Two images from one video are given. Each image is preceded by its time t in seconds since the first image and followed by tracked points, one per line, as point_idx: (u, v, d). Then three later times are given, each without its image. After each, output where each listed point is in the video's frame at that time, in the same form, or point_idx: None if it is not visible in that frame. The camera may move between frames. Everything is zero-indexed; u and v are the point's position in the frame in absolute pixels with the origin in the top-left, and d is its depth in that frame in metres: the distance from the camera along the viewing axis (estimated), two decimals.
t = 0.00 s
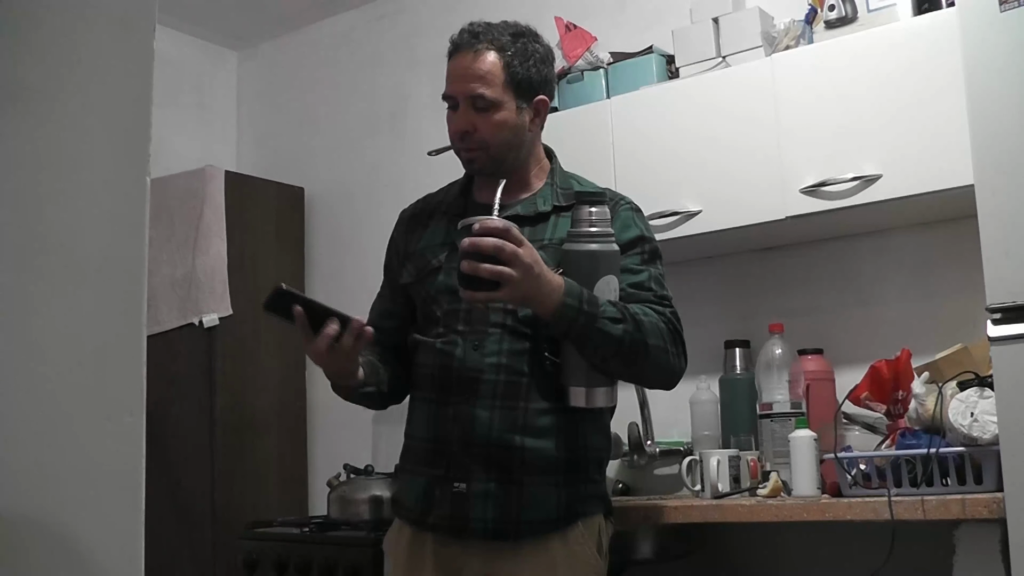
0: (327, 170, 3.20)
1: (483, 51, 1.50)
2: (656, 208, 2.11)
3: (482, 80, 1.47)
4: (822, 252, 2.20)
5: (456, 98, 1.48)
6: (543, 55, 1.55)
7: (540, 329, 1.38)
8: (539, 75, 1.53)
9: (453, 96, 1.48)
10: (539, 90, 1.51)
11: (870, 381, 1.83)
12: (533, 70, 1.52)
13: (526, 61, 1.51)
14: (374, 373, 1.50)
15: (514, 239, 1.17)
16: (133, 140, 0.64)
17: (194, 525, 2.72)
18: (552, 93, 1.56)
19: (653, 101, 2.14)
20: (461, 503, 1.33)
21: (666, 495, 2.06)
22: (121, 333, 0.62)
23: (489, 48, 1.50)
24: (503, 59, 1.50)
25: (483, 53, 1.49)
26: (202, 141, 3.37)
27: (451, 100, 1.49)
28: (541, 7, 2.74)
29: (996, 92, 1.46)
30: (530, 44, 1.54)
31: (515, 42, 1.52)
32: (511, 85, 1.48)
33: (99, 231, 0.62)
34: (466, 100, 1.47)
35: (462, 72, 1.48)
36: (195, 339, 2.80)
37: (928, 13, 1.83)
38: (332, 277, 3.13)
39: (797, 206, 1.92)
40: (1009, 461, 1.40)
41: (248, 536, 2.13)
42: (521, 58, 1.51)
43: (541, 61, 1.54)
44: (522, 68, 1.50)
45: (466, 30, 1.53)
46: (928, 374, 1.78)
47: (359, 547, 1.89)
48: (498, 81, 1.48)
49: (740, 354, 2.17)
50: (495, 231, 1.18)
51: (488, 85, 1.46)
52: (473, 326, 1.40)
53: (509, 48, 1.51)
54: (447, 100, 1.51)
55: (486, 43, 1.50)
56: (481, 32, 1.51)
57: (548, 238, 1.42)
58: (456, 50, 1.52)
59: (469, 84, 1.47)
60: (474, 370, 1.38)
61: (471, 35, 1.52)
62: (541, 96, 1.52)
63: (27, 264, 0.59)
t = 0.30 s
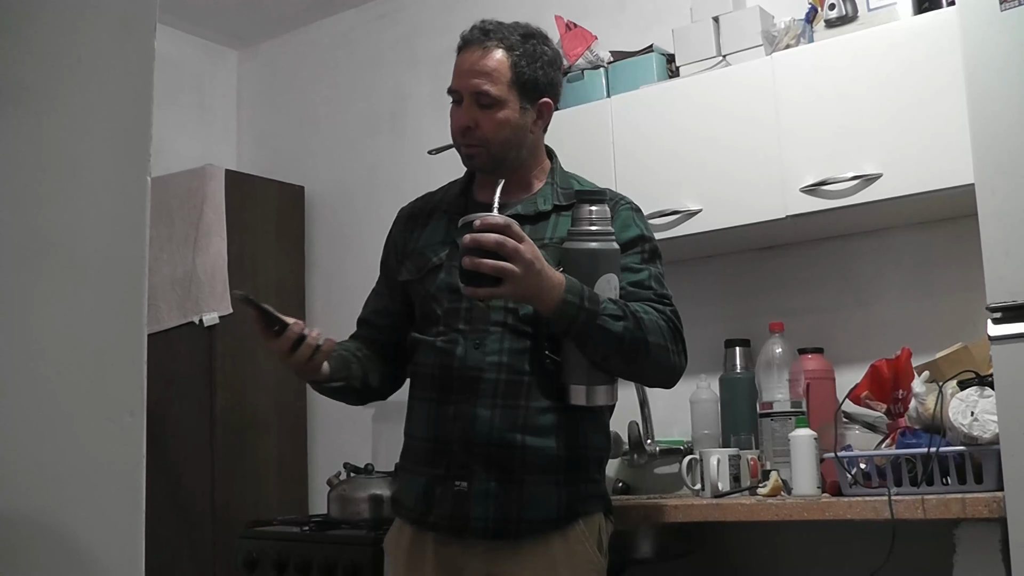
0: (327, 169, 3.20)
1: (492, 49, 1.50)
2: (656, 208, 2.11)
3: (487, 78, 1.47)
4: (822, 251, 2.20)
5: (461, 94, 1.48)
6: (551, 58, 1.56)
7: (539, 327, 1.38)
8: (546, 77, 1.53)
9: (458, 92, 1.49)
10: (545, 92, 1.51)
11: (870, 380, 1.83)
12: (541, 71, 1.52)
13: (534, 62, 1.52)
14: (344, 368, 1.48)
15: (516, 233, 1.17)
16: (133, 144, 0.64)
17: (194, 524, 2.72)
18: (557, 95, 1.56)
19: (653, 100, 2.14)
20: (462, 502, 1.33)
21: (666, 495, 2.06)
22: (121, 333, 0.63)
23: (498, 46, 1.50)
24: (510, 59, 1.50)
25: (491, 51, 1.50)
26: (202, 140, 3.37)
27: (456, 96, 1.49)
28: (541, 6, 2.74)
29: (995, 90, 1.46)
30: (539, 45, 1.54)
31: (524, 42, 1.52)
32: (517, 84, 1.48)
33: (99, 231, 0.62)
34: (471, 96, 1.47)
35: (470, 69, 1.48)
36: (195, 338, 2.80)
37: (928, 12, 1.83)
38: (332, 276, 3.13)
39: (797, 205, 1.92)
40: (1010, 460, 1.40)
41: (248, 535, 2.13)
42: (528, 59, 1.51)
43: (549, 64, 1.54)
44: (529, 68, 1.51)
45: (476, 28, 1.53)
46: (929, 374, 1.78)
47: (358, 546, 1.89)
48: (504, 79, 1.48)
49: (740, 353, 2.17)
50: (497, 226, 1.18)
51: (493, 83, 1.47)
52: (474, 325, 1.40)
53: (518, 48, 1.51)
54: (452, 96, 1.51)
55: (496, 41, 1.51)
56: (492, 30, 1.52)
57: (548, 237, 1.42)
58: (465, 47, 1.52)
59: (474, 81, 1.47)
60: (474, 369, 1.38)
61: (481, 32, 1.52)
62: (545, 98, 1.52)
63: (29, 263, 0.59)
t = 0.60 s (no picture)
0: (327, 167, 3.20)
1: (493, 48, 1.50)
2: (656, 206, 2.11)
3: (488, 77, 1.47)
4: (822, 250, 2.19)
5: (462, 93, 1.48)
6: (554, 57, 1.55)
7: (536, 327, 1.38)
8: (548, 76, 1.52)
9: (459, 91, 1.49)
10: (546, 91, 1.51)
11: (870, 378, 1.83)
12: (542, 70, 1.52)
13: (535, 61, 1.51)
14: (337, 358, 1.49)
15: (503, 231, 1.18)
16: (132, 147, 0.64)
17: (194, 523, 2.72)
18: (560, 94, 1.55)
19: (653, 98, 2.13)
20: (459, 502, 1.33)
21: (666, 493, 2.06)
22: (121, 333, 0.63)
23: (499, 45, 1.50)
24: (511, 57, 1.50)
25: (492, 50, 1.50)
26: (202, 139, 3.37)
27: (457, 94, 1.49)
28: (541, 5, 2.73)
29: (993, 86, 1.46)
30: (541, 45, 1.53)
31: (525, 41, 1.52)
32: (517, 83, 1.48)
33: (99, 231, 0.62)
34: (471, 95, 1.47)
35: (470, 68, 1.48)
36: (195, 337, 2.80)
37: (928, 9, 1.83)
38: (332, 275, 3.13)
39: (797, 204, 1.92)
40: (1010, 458, 1.40)
41: (248, 534, 2.13)
42: (530, 57, 1.51)
43: (551, 63, 1.54)
44: (530, 67, 1.50)
45: (477, 26, 1.53)
46: (929, 372, 1.78)
47: (358, 545, 1.90)
48: (504, 78, 1.48)
49: (740, 351, 2.17)
50: (484, 224, 1.18)
51: (493, 82, 1.47)
52: (471, 325, 1.40)
53: (519, 47, 1.51)
54: (454, 94, 1.51)
55: (497, 39, 1.50)
56: (494, 28, 1.52)
57: (547, 235, 1.42)
58: (466, 46, 1.52)
59: (475, 80, 1.47)
60: (471, 368, 1.38)
61: (483, 31, 1.52)
62: (547, 97, 1.51)
63: (28, 261, 0.59)
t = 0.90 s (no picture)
0: (326, 166, 3.20)
1: (491, 44, 1.50)
2: (655, 205, 2.11)
3: (487, 73, 1.47)
4: (822, 248, 2.19)
5: (461, 90, 1.48)
6: (553, 52, 1.55)
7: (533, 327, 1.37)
8: (547, 71, 1.52)
9: (459, 88, 1.49)
10: (546, 87, 1.51)
11: (870, 377, 1.83)
12: (541, 65, 1.52)
13: (533, 56, 1.51)
14: (340, 350, 1.49)
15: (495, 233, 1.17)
16: (131, 149, 0.64)
17: (194, 522, 2.72)
18: (560, 89, 1.55)
19: (653, 97, 2.13)
20: (455, 501, 1.33)
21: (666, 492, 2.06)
22: (121, 331, 0.63)
23: (497, 41, 1.50)
24: (509, 53, 1.50)
25: (490, 46, 1.49)
26: (201, 137, 3.37)
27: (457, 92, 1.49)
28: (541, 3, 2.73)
29: (991, 85, 1.46)
30: (540, 40, 1.53)
31: (524, 37, 1.51)
32: (517, 79, 1.48)
33: (98, 228, 0.62)
34: (471, 93, 1.47)
35: (470, 65, 1.48)
36: (195, 336, 2.80)
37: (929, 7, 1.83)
38: (332, 274, 3.12)
39: (796, 203, 1.92)
40: (1011, 456, 1.40)
41: (248, 533, 2.13)
42: (528, 53, 1.51)
43: (550, 58, 1.53)
44: (528, 62, 1.50)
45: (476, 25, 1.53)
46: (929, 371, 1.78)
47: (358, 544, 1.90)
48: (503, 75, 1.48)
49: (740, 350, 2.17)
50: (476, 226, 1.18)
51: (492, 79, 1.46)
52: (468, 324, 1.40)
53: (517, 42, 1.51)
54: (454, 92, 1.51)
55: (494, 36, 1.50)
56: (493, 26, 1.52)
57: (547, 235, 1.42)
58: (466, 43, 1.52)
59: (473, 77, 1.47)
60: (468, 368, 1.37)
61: (481, 29, 1.52)
62: (547, 92, 1.51)
63: (25, 260, 0.58)
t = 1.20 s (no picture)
0: (326, 166, 3.20)
1: (490, 42, 1.50)
2: (655, 205, 2.11)
3: (487, 72, 1.46)
4: (822, 247, 2.19)
5: (462, 89, 1.48)
6: (552, 49, 1.55)
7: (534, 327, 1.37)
8: (547, 68, 1.52)
9: (460, 87, 1.49)
10: (547, 84, 1.51)
11: (870, 376, 1.83)
12: (541, 62, 1.52)
13: (532, 53, 1.51)
14: (341, 351, 1.49)
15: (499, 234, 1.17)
16: (131, 147, 0.63)
17: (194, 521, 2.72)
18: (561, 86, 1.55)
19: (652, 96, 2.13)
20: (455, 500, 1.33)
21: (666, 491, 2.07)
22: (120, 329, 0.62)
23: (496, 39, 1.50)
24: (509, 51, 1.49)
25: (490, 44, 1.49)
26: (201, 136, 3.37)
27: (457, 91, 1.49)
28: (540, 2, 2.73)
29: (991, 83, 1.46)
30: (540, 38, 1.53)
31: (523, 34, 1.51)
32: (517, 77, 1.48)
33: (96, 228, 0.61)
34: (472, 91, 1.47)
35: (470, 63, 1.48)
36: (195, 335, 2.80)
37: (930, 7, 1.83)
38: (332, 273, 3.12)
39: (796, 202, 1.92)
40: (1010, 456, 1.40)
41: (247, 532, 2.13)
42: (528, 50, 1.51)
43: (550, 55, 1.54)
44: (529, 59, 1.50)
45: (475, 23, 1.53)
46: (929, 370, 1.78)
47: (358, 543, 1.89)
48: (504, 73, 1.47)
49: (740, 349, 2.17)
50: (480, 225, 1.18)
51: (493, 76, 1.46)
52: (469, 324, 1.40)
53: (516, 40, 1.51)
54: (454, 91, 1.51)
55: (494, 35, 1.50)
56: (490, 24, 1.52)
57: (549, 234, 1.42)
58: (465, 41, 1.52)
59: (473, 75, 1.46)
60: (469, 367, 1.37)
61: (480, 28, 1.52)
62: (548, 90, 1.51)
63: (20, 257, 0.59)
